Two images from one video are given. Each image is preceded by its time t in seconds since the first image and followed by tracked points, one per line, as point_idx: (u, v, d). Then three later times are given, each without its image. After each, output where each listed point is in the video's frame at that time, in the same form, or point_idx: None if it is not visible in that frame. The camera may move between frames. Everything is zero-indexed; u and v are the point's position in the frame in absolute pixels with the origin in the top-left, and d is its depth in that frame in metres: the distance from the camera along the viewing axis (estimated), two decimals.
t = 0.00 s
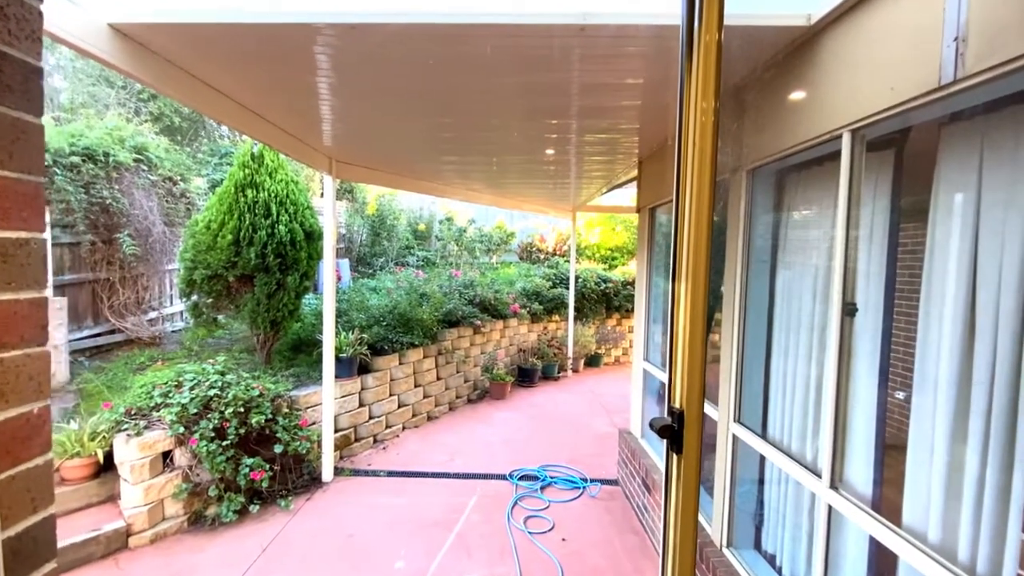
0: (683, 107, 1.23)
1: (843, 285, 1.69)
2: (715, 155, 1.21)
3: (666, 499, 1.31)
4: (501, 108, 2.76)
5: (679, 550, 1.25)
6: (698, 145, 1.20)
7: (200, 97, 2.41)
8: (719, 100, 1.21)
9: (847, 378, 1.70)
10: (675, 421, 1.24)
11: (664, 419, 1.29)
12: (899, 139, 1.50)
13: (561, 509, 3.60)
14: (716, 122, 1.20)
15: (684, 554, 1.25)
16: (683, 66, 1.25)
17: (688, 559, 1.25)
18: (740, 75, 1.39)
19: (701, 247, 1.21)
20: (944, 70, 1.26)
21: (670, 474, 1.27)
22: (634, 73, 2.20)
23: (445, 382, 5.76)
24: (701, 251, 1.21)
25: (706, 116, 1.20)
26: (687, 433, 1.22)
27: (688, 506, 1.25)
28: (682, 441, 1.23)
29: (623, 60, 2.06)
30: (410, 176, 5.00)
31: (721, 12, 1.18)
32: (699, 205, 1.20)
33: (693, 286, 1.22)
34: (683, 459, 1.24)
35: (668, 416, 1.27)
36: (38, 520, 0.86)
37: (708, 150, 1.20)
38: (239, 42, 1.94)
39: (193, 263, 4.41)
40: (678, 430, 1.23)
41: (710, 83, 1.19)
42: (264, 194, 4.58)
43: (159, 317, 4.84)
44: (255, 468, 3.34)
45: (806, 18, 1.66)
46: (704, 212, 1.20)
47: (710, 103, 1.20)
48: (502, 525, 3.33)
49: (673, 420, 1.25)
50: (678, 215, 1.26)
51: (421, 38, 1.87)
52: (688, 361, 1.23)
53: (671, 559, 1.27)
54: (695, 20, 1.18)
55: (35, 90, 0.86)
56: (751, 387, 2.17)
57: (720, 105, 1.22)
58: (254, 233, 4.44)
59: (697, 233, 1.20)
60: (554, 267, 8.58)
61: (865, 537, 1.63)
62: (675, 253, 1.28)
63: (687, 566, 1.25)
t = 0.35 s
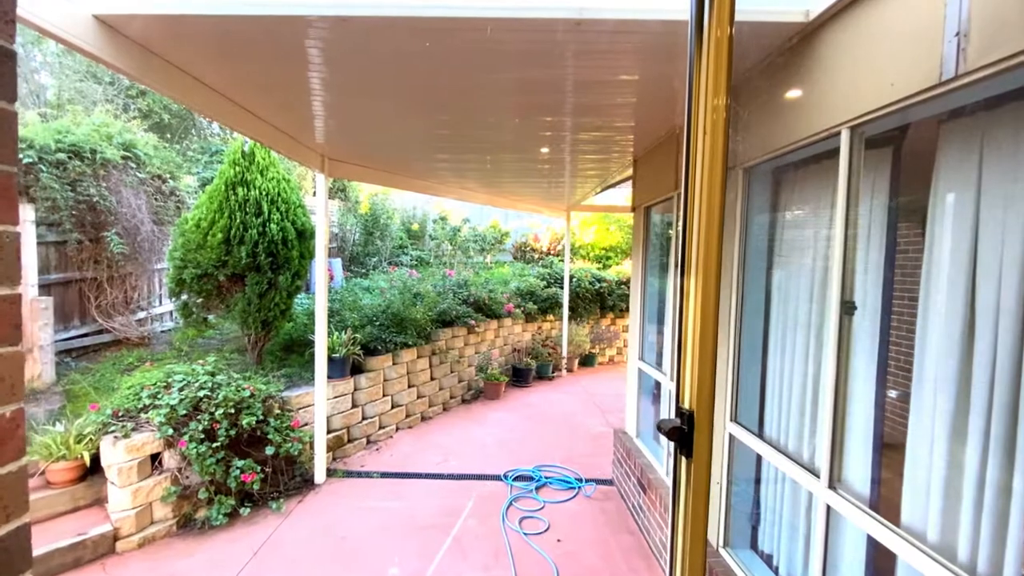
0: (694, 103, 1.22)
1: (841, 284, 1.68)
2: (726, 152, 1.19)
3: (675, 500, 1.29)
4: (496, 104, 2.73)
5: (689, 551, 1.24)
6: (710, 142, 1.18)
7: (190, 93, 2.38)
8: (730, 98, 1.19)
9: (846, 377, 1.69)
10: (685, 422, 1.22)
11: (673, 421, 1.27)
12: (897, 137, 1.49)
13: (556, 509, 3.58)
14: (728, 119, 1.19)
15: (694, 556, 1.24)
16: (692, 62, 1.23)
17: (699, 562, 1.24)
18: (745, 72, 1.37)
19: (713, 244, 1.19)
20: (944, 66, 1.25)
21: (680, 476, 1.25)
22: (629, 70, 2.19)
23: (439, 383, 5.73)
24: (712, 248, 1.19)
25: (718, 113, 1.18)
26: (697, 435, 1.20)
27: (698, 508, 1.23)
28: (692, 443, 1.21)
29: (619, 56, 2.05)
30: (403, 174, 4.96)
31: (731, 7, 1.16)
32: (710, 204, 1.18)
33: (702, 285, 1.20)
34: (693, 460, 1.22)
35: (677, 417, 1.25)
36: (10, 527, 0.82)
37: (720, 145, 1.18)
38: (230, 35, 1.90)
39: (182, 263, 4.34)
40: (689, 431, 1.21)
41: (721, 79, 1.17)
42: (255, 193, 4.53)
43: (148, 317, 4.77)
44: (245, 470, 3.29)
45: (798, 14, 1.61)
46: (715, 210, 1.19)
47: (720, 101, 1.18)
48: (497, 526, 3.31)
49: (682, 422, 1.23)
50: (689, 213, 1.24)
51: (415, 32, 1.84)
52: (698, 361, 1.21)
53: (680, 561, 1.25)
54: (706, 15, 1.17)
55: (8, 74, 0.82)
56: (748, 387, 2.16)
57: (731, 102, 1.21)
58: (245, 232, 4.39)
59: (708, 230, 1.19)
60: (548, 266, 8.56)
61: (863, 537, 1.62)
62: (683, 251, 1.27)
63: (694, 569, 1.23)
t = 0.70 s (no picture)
0: (693, 102, 1.21)
1: (834, 284, 1.69)
2: (726, 153, 1.19)
3: (673, 502, 1.28)
4: (488, 103, 2.72)
5: (688, 554, 1.24)
6: (710, 142, 1.18)
7: (178, 90, 2.35)
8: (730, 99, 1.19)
9: (838, 377, 1.70)
10: (685, 424, 1.21)
11: (672, 423, 1.26)
12: (888, 137, 1.50)
13: (549, 510, 3.58)
14: (727, 119, 1.18)
15: (694, 558, 1.24)
16: (692, 60, 1.22)
17: (698, 564, 1.24)
18: (742, 73, 1.37)
19: (713, 245, 1.18)
20: (937, 67, 1.26)
21: (679, 479, 1.25)
22: (622, 70, 2.18)
23: (431, 383, 5.70)
24: (711, 249, 1.19)
25: (718, 111, 1.17)
26: (696, 437, 1.19)
27: (697, 510, 1.23)
28: (691, 445, 1.21)
29: (612, 56, 2.04)
30: (395, 174, 4.93)
31: (732, 6, 1.16)
32: (710, 204, 1.18)
33: (702, 286, 1.19)
34: (692, 463, 1.22)
35: (676, 420, 1.25)
36: None
37: (720, 145, 1.18)
38: (220, 31, 1.87)
39: (170, 263, 4.28)
40: (688, 433, 1.21)
41: (721, 79, 1.17)
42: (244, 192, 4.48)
43: (134, 319, 4.69)
44: (234, 473, 3.25)
45: (798, 13, 1.59)
46: (715, 210, 1.18)
47: (720, 101, 1.18)
48: (490, 527, 3.30)
49: (681, 424, 1.22)
50: (688, 213, 1.23)
51: (407, 29, 1.82)
52: (697, 363, 1.20)
53: (679, 563, 1.25)
54: (706, 14, 1.16)
55: None
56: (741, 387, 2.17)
57: (731, 102, 1.20)
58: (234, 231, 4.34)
59: (708, 231, 1.18)
60: (540, 266, 8.55)
61: (856, 536, 1.62)
62: (682, 251, 1.26)
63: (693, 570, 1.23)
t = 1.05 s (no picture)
0: (672, 102, 1.22)
1: (805, 284, 1.73)
2: (703, 154, 1.20)
3: (653, 499, 1.29)
4: (467, 102, 2.70)
5: (668, 550, 1.25)
6: (689, 142, 1.19)
7: (146, 84, 2.28)
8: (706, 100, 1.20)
9: (810, 374, 1.74)
10: (665, 422, 1.22)
11: (651, 421, 1.27)
12: (857, 140, 1.54)
13: (530, 509, 3.58)
14: (704, 122, 1.20)
15: (673, 553, 1.25)
16: (670, 61, 1.24)
17: (676, 559, 1.26)
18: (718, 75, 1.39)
19: (690, 245, 1.20)
20: (903, 73, 1.30)
21: (659, 476, 1.26)
22: (601, 71, 2.20)
23: (411, 384, 5.65)
24: (689, 249, 1.20)
25: (695, 114, 1.19)
26: (676, 434, 1.20)
27: (676, 506, 1.25)
28: (671, 442, 1.22)
29: (591, 57, 2.05)
30: (373, 172, 4.87)
31: (709, 10, 1.18)
32: (687, 204, 1.19)
33: (680, 285, 1.21)
34: (671, 460, 1.23)
35: (655, 418, 1.25)
36: None
37: (697, 147, 1.19)
38: (190, 24, 1.82)
39: (138, 263, 4.17)
40: (667, 430, 1.22)
41: (699, 80, 1.18)
42: (217, 189, 4.37)
43: (100, 321, 4.54)
44: (207, 479, 3.18)
45: (771, 18, 1.64)
46: (693, 211, 1.19)
47: (697, 102, 1.19)
48: (470, 528, 3.28)
49: (661, 422, 1.23)
50: (666, 213, 1.24)
51: (384, 26, 1.80)
52: (675, 362, 1.21)
53: (659, 560, 1.26)
54: (683, 16, 1.18)
55: None
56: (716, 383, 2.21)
57: (708, 103, 1.22)
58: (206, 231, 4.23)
59: (685, 231, 1.20)
60: (520, 266, 8.55)
61: (827, 528, 1.67)
62: (661, 250, 1.27)
63: (673, 565, 1.25)
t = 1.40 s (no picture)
0: (640, 104, 1.25)
1: (774, 283, 1.79)
2: (670, 157, 1.23)
3: (623, 496, 1.32)
4: (445, 102, 2.69)
5: (639, 545, 1.27)
6: (658, 144, 1.21)
7: (112, 79, 2.21)
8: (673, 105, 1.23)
9: (778, 370, 1.80)
10: (634, 420, 1.24)
11: (622, 418, 1.29)
12: (822, 145, 1.60)
13: (508, 509, 3.59)
14: (672, 125, 1.22)
15: (643, 549, 1.28)
16: (638, 65, 1.26)
17: (647, 554, 1.28)
18: (687, 78, 1.41)
19: (659, 245, 1.23)
20: (863, 81, 1.36)
21: (629, 474, 1.28)
22: (578, 73, 2.22)
23: (388, 386, 5.60)
24: (657, 249, 1.23)
25: (662, 118, 1.21)
26: (645, 432, 1.23)
27: (646, 504, 1.27)
28: (640, 439, 1.24)
29: (569, 59, 2.07)
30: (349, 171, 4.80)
31: (676, 15, 1.21)
32: (656, 205, 1.22)
33: (649, 284, 1.23)
34: (641, 457, 1.25)
35: (626, 415, 1.28)
36: None
37: (665, 149, 1.22)
38: (158, 19, 1.77)
39: (102, 263, 4.02)
40: (636, 428, 1.24)
41: (666, 84, 1.21)
42: (186, 188, 4.26)
43: (61, 324, 4.34)
44: (177, 485, 3.10)
45: (741, 26, 1.71)
46: (662, 212, 1.22)
47: (666, 106, 1.22)
48: (448, 528, 3.27)
49: (631, 419, 1.25)
50: (636, 214, 1.27)
51: (358, 24, 1.78)
52: (644, 360, 1.24)
53: (630, 555, 1.29)
54: (652, 21, 1.21)
55: None
56: (689, 379, 2.25)
57: (675, 107, 1.24)
58: (175, 230, 4.13)
59: (654, 232, 1.22)
60: (499, 266, 8.53)
61: (795, 520, 1.72)
62: (630, 251, 1.30)
63: (644, 560, 1.28)
